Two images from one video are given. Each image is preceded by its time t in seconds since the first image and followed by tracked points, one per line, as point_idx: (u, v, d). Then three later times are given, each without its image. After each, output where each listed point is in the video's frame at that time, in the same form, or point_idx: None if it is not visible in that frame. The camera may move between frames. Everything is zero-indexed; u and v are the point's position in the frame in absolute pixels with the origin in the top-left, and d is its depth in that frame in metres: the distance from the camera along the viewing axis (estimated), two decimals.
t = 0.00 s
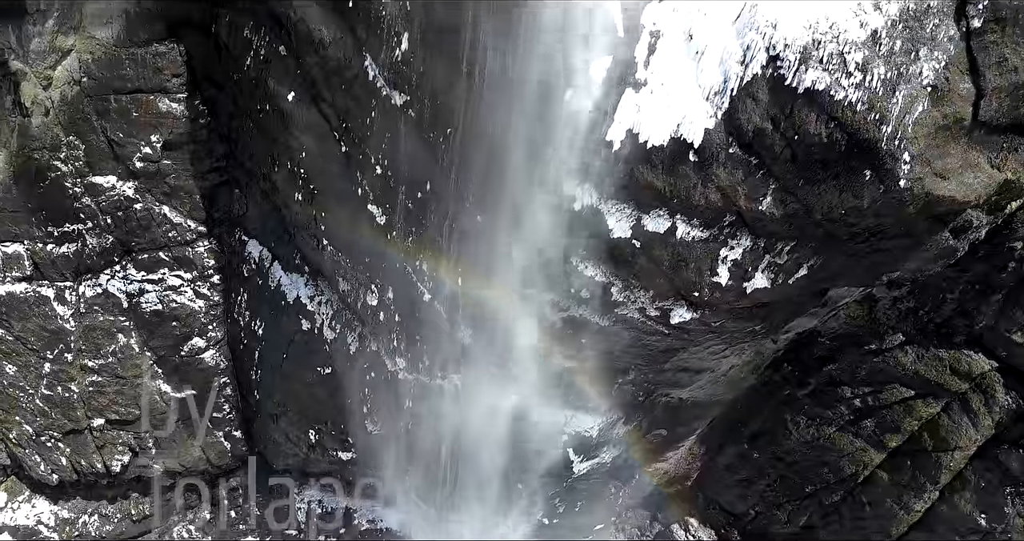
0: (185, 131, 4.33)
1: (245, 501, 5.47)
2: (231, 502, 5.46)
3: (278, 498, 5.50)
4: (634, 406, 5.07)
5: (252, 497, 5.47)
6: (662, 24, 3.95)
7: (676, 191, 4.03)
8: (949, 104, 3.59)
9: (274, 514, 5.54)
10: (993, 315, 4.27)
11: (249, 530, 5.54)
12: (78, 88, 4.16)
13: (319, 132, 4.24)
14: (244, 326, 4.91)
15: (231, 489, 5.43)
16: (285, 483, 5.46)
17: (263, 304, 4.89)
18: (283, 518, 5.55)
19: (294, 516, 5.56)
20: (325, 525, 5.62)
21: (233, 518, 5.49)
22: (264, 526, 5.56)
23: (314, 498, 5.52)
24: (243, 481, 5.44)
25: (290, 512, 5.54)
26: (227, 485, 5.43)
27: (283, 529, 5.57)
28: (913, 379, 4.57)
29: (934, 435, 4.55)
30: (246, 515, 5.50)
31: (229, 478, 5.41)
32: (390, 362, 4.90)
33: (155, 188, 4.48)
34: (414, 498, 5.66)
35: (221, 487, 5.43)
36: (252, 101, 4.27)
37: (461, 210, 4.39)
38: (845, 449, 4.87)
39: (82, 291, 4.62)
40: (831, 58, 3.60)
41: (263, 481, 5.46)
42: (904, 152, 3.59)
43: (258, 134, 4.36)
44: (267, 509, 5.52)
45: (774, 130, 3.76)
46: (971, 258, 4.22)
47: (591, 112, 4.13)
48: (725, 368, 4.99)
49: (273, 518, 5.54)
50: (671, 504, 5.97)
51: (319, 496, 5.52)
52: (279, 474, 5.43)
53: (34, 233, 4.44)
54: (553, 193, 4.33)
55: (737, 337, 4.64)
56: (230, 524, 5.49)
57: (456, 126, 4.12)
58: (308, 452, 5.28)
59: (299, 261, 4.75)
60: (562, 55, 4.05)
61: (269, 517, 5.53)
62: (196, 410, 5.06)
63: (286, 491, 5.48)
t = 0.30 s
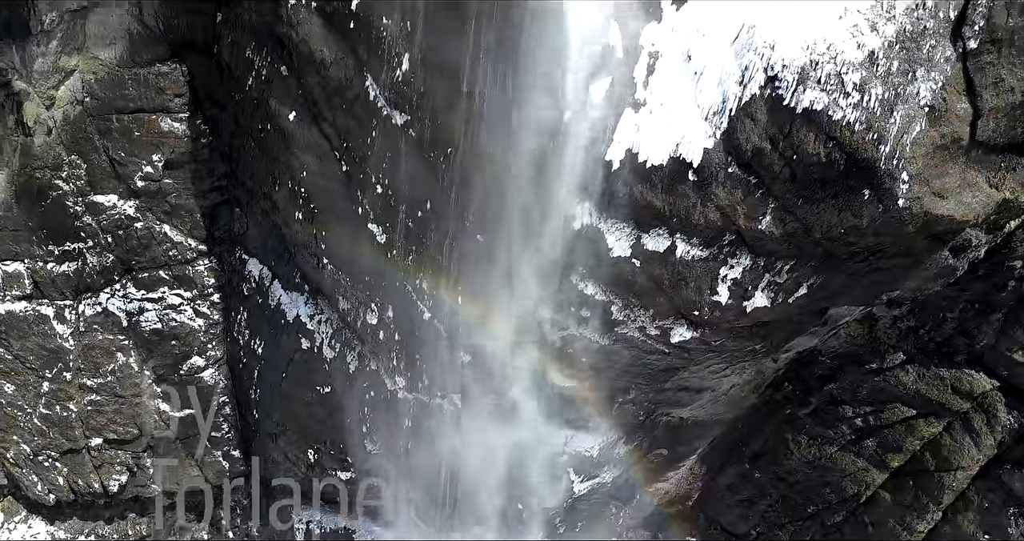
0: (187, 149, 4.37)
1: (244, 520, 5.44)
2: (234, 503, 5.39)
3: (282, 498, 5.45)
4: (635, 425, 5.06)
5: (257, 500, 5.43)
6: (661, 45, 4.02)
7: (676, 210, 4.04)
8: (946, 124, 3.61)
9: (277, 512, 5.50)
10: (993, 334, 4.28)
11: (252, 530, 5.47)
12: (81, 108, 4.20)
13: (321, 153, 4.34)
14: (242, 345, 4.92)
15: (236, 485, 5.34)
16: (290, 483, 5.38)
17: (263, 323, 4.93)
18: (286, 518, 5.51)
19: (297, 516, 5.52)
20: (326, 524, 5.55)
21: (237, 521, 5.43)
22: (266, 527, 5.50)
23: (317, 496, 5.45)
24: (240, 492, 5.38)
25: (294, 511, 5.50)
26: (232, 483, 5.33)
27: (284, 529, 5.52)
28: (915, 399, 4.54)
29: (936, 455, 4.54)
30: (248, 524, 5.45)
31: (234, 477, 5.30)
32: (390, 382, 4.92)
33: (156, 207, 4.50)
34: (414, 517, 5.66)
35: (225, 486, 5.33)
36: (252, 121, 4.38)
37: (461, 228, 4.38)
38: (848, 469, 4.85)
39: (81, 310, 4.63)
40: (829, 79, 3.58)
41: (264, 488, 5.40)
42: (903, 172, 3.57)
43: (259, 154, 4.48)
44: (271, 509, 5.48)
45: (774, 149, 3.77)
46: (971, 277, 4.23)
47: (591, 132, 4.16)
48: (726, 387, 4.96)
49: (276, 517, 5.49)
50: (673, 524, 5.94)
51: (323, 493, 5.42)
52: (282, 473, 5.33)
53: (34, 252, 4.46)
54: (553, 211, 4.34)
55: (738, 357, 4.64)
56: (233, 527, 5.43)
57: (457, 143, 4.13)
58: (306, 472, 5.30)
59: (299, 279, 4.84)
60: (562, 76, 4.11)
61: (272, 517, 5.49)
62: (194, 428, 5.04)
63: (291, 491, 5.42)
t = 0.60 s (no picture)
0: (189, 168, 4.43)
1: None
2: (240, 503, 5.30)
3: (286, 498, 5.27)
4: (636, 445, 5.05)
5: (259, 501, 5.28)
6: (659, 65, 4.04)
7: (675, 229, 4.05)
8: (942, 144, 3.62)
9: (281, 513, 5.35)
10: (995, 353, 4.27)
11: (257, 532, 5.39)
12: (83, 128, 4.25)
13: (321, 172, 4.37)
14: (242, 364, 4.91)
15: (241, 486, 5.23)
16: (295, 483, 5.22)
17: (262, 342, 4.88)
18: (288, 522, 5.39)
19: (302, 515, 5.38)
20: (331, 523, 5.43)
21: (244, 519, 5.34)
22: (270, 525, 5.38)
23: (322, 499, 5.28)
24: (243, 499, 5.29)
25: (298, 511, 5.34)
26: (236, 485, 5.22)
27: (288, 528, 5.41)
28: (916, 417, 4.54)
29: (939, 475, 4.53)
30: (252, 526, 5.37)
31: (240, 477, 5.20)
32: (389, 401, 4.89)
33: (156, 225, 4.53)
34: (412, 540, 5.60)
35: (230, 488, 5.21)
36: (252, 140, 4.38)
37: (461, 245, 4.42)
38: (849, 489, 4.84)
39: (81, 328, 4.62)
40: (827, 99, 3.60)
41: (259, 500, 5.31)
42: (902, 192, 3.59)
43: (260, 173, 4.47)
44: (274, 509, 5.32)
45: (772, 168, 3.78)
46: (971, 296, 4.23)
47: (590, 149, 4.21)
48: (727, 406, 4.94)
49: (280, 517, 5.35)
50: None
51: (327, 496, 5.26)
52: (287, 474, 5.18)
53: (35, 270, 4.47)
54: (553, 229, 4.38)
55: (738, 377, 4.63)
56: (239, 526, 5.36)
57: (456, 162, 4.19)
58: (305, 492, 5.25)
59: (298, 298, 4.79)
60: (560, 96, 4.17)
61: (275, 517, 5.36)
62: (192, 448, 5.01)
63: (295, 491, 5.25)
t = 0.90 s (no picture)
0: (190, 187, 4.49)
1: None
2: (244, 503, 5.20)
3: (289, 497, 5.16)
4: (637, 464, 5.04)
5: (262, 502, 5.18)
6: (659, 85, 4.05)
7: (675, 248, 4.06)
8: (939, 164, 3.62)
9: (285, 513, 5.22)
10: (996, 373, 4.26)
11: (263, 532, 5.30)
12: (85, 147, 4.31)
13: (322, 191, 4.41)
14: (241, 383, 4.90)
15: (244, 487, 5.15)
16: (297, 482, 5.11)
17: (262, 361, 4.89)
18: None
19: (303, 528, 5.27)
20: (335, 525, 5.23)
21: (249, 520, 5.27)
22: (274, 526, 5.26)
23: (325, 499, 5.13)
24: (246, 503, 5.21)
25: (302, 511, 5.20)
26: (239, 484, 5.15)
27: (293, 528, 5.27)
28: (918, 437, 4.52)
29: (942, 495, 4.49)
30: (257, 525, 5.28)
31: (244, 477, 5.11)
32: (389, 420, 4.87)
33: (157, 244, 4.58)
34: None
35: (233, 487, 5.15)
36: (253, 159, 4.45)
37: (461, 265, 4.41)
38: (852, 509, 4.82)
39: (80, 347, 4.62)
40: (825, 119, 3.63)
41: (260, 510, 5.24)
42: (900, 210, 3.58)
43: (261, 193, 4.53)
44: (278, 509, 5.20)
45: (771, 188, 3.80)
46: (971, 314, 4.24)
47: (591, 169, 4.18)
48: (728, 425, 4.92)
49: (283, 517, 5.22)
50: None
51: (330, 495, 5.13)
52: (291, 472, 5.08)
53: (34, 289, 4.48)
54: (553, 249, 4.33)
55: (739, 396, 4.62)
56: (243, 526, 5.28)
57: (456, 182, 4.23)
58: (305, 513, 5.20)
59: (298, 317, 4.77)
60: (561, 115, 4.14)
61: (279, 517, 5.23)
62: (191, 467, 5.01)
63: (298, 490, 5.14)
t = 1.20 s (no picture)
0: (191, 209, 4.51)
1: None
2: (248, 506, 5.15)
3: (293, 498, 5.11)
4: (638, 486, 5.05)
5: (266, 502, 5.12)
6: (658, 108, 4.06)
7: (675, 270, 4.06)
8: (938, 186, 3.60)
9: (288, 515, 5.17)
10: (998, 395, 4.22)
11: None
12: (87, 168, 4.34)
13: (323, 213, 4.46)
14: (240, 405, 4.90)
15: (248, 486, 5.08)
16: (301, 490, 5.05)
17: (262, 382, 4.89)
18: None
19: None
20: (340, 524, 5.19)
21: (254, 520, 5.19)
22: (277, 527, 5.20)
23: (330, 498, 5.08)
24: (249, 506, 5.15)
25: (306, 512, 5.15)
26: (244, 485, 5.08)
27: (297, 528, 5.22)
28: (921, 460, 4.49)
29: (945, 519, 4.44)
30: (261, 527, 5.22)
31: (246, 476, 5.04)
32: (388, 442, 4.89)
33: (157, 265, 4.58)
34: None
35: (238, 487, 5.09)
36: (255, 181, 4.50)
37: (461, 286, 4.42)
38: (853, 532, 4.80)
39: (79, 368, 4.60)
40: (824, 141, 3.64)
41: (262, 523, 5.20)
42: (899, 232, 3.55)
43: (262, 214, 4.58)
44: (282, 510, 5.14)
45: (770, 210, 3.81)
46: (973, 336, 4.24)
47: (592, 190, 4.17)
48: (730, 447, 4.91)
49: (287, 518, 5.17)
50: None
51: (334, 495, 5.08)
52: (296, 473, 5.01)
53: (34, 310, 4.48)
54: (554, 271, 4.33)
55: (740, 417, 4.61)
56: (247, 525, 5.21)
57: (456, 204, 4.25)
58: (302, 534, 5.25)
59: (298, 338, 4.79)
60: (561, 137, 4.15)
61: (283, 518, 5.18)
62: (189, 489, 4.98)
63: (303, 490, 5.07)
